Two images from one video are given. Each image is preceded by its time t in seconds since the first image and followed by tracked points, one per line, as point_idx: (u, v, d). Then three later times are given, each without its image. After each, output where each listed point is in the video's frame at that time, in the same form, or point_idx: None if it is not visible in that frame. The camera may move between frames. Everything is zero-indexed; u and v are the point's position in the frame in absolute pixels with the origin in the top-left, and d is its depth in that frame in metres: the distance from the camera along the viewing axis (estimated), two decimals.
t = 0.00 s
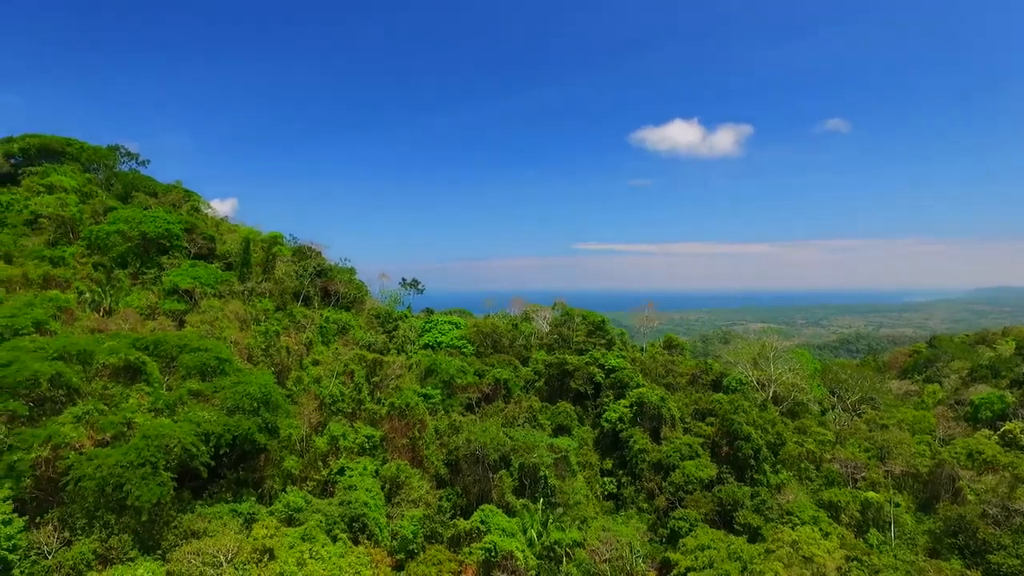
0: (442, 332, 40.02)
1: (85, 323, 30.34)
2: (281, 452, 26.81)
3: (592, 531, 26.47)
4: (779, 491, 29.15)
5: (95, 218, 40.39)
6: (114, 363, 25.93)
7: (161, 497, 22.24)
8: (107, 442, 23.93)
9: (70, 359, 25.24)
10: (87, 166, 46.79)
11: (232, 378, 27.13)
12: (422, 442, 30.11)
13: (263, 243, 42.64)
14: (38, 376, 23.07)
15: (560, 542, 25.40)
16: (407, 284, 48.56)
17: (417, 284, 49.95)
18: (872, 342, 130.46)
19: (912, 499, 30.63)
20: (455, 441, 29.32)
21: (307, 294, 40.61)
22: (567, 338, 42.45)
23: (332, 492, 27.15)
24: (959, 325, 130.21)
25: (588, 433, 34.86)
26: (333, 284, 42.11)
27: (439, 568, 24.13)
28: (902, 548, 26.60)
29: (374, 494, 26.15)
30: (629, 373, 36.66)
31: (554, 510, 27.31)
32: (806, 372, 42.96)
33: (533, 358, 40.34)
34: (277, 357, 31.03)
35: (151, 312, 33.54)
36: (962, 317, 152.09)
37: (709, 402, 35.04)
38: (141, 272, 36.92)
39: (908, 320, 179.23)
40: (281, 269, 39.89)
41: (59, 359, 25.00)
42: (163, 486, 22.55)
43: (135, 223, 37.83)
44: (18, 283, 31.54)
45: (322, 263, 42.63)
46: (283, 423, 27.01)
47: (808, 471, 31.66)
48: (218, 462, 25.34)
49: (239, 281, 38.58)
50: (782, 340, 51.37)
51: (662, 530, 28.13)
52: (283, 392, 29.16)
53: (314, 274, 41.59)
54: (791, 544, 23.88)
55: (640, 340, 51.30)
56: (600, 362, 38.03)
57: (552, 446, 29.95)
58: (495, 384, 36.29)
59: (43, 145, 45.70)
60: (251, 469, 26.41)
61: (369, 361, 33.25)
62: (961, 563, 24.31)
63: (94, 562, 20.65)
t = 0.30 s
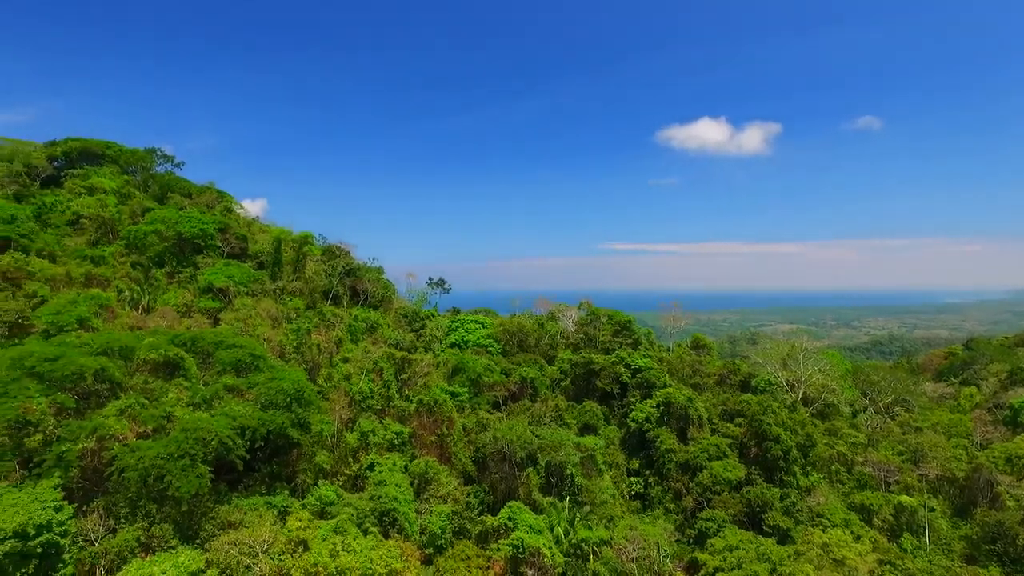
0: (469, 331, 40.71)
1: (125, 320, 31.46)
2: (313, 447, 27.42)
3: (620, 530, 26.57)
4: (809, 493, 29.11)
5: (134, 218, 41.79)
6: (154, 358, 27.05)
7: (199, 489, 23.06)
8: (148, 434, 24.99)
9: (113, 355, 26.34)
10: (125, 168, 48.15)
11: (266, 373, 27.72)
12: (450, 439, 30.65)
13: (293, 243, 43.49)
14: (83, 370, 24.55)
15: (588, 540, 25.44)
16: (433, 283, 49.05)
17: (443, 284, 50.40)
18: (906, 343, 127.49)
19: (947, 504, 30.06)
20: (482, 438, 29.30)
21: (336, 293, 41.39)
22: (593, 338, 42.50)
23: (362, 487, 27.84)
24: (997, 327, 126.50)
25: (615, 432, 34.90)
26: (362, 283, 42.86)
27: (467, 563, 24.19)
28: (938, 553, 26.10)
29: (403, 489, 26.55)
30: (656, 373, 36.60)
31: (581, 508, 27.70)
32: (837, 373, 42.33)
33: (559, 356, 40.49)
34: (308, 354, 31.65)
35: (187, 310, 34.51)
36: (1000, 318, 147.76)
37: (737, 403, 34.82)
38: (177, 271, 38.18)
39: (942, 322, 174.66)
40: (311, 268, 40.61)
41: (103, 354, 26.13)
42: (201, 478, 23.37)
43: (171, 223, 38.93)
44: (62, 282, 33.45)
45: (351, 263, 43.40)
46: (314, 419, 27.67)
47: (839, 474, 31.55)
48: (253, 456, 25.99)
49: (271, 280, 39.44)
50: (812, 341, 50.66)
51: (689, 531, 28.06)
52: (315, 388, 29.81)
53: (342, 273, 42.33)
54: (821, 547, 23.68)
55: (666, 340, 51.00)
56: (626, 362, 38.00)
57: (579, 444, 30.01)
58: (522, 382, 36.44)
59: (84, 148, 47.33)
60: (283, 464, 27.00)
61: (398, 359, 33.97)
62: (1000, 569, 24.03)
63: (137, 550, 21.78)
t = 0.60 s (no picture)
0: (508, 330, 41.44)
1: (181, 316, 32.86)
2: (358, 442, 28.22)
3: (661, 530, 26.57)
4: (857, 498, 28.46)
5: (188, 219, 43.64)
6: (209, 353, 28.29)
7: (251, 479, 23.87)
8: (204, 425, 26.16)
9: (171, 349, 27.58)
10: (179, 170, 50.02)
11: (314, 369, 28.59)
12: (491, 436, 31.08)
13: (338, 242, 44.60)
14: (144, 364, 25.76)
15: (628, 539, 25.24)
16: (473, 282, 49.61)
17: (483, 283, 50.89)
18: (961, 347, 122.34)
19: (1007, 515, 29.18)
20: (523, 436, 29.83)
21: (379, 291, 42.35)
22: (633, 338, 42.33)
23: (405, 482, 28.27)
24: None
25: (655, 433, 34.79)
26: (403, 282, 43.75)
27: (510, 558, 24.84)
28: (995, 565, 25.22)
29: (445, 484, 27.05)
30: (698, 373, 36.32)
31: (622, 507, 27.68)
32: (887, 376, 41.10)
33: (599, 356, 40.50)
34: (353, 351, 32.52)
35: (238, 307, 35.78)
36: None
37: (782, 405, 34.25)
38: (228, 269, 39.52)
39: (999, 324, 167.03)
40: (355, 267, 41.50)
41: (162, 348, 27.44)
42: (253, 469, 24.20)
43: (223, 223, 40.61)
44: (122, 280, 35.78)
45: (393, 262, 44.33)
46: (359, 414, 28.38)
47: (889, 479, 30.68)
48: (301, 449, 26.81)
49: (316, 279, 40.58)
50: (861, 343, 49.29)
51: (732, 533, 27.81)
52: (360, 384, 30.63)
53: (385, 272, 43.29)
54: (870, 553, 23.05)
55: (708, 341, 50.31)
56: (667, 362, 37.78)
57: (619, 444, 29.95)
58: (562, 381, 36.58)
59: (141, 153, 49.62)
60: (329, 457, 27.80)
61: (439, 357, 34.49)
62: None
63: (195, 535, 22.75)
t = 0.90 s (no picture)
0: (553, 329, 41.69)
1: (239, 313, 34.37)
2: (407, 437, 28.99)
3: (709, 533, 26.42)
4: (917, 507, 27.57)
5: (245, 220, 45.52)
6: (267, 348, 29.52)
7: (305, 470, 24.78)
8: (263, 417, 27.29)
9: (232, 344, 28.95)
10: (236, 173, 52.25)
11: (366, 365, 29.48)
12: (537, 433, 31.40)
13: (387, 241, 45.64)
14: (207, 357, 27.10)
15: (676, 540, 25.34)
16: (518, 281, 49.97)
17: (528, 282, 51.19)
18: None
19: None
20: (569, 435, 30.17)
21: (426, 290, 43.27)
22: (680, 338, 41.87)
23: (453, 476, 29.00)
24: None
25: (704, 435, 34.68)
26: (450, 281, 44.56)
27: (555, 554, 24.93)
28: None
29: (492, 480, 27.53)
30: (748, 375, 35.86)
31: (669, 508, 27.54)
32: (951, 380, 39.45)
33: (645, 356, 40.45)
34: (402, 348, 33.44)
35: (292, 304, 37.06)
36: None
37: (836, 408, 33.39)
38: (283, 268, 41.02)
39: None
40: (403, 265, 42.42)
41: (224, 343, 28.84)
42: (308, 460, 25.12)
43: (278, 224, 42.25)
44: (184, 278, 37.97)
45: (440, 261, 45.16)
46: (409, 410, 29.21)
47: (951, 488, 29.67)
48: (354, 442, 27.66)
49: (366, 278, 41.73)
50: (922, 346, 47.39)
51: (783, 538, 27.36)
52: (409, 380, 31.38)
53: (432, 271, 44.17)
54: (930, 562, 22.23)
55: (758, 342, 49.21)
56: (716, 362, 37.36)
57: (666, 445, 30.17)
58: (608, 380, 36.66)
59: (202, 156, 52.06)
60: (379, 451, 28.47)
61: (486, 354, 34.83)
62: None
63: (254, 522, 23.86)
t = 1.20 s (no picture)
0: (596, 328, 41.71)
1: (291, 310, 35.59)
2: (452, 433, 29.56)
3: (756, 536, 25.96)
4: (977, 515, 26.68)
5: (295, 220, 47.07)
6: (319, 344, 30.65)
7: (355, 462, 25.58)
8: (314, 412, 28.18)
9: (285, 340, 30.09)
10: (287, 175, 54.12)
11: (413, 362, 30.23)
12: (580, 432, 31.58)
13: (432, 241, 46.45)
14: (263, 352, 28.29)
15: (721, 542, 25.04)
16: (561, 281, 50.10)
17: (571, 281, 51.26)
18: None
19: None
20: (612, 434, 30.38)
21: (469, 288, 43.95)
22: (727, 338, 41.52)
23: (497, 473, 29.59)
24: None
25: (750, 438, 33.99)
26: (493, 281, 45.20)
27: (598, 553, 25.16)
28: None
29: (535, 477, 27.75)
30: (797, 377, 35.08)
31: (714, 510, 27.39)
32: (1015, 385, 37.79)
33: (690, 356, 40.24)
34: (447, 346, 34.10)
35: (341, 302, 38.16)
36: None
37: (891, 412, 32.43)
38: (331, 267, 42.43)
39: None
40: (447, 265, 43.26)
41: (278, 339, 30.01)
42: (357, 453, 25.92)
43: (327, 224, 43.52)
44: (239, 276, 39.54)
45: (484, 260, 45.80)
46: (454, 406, 29.74)
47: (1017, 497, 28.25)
48: (401, 437, 28.30)
49: (412, 276, 42.63)
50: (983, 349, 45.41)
51: (833, 544, 26.79)
52: (455, 377, 31.91)
53: (476, 270, 44.86)
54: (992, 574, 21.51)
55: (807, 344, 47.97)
56: (763, 363, 36.65)
57: (712, 446, 29.98)
58: (652, 380, 36.88)
59: (255, 159, 54.04)
60: (425, 446, 29.06)
61: (529, 353, 35.51)
62: None
63: (307, 512, 24.69)
